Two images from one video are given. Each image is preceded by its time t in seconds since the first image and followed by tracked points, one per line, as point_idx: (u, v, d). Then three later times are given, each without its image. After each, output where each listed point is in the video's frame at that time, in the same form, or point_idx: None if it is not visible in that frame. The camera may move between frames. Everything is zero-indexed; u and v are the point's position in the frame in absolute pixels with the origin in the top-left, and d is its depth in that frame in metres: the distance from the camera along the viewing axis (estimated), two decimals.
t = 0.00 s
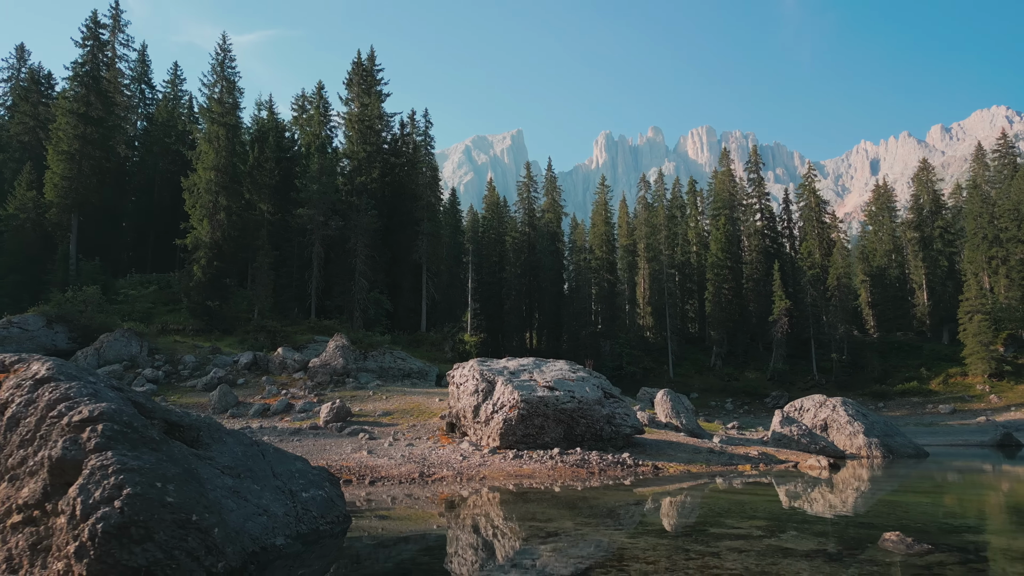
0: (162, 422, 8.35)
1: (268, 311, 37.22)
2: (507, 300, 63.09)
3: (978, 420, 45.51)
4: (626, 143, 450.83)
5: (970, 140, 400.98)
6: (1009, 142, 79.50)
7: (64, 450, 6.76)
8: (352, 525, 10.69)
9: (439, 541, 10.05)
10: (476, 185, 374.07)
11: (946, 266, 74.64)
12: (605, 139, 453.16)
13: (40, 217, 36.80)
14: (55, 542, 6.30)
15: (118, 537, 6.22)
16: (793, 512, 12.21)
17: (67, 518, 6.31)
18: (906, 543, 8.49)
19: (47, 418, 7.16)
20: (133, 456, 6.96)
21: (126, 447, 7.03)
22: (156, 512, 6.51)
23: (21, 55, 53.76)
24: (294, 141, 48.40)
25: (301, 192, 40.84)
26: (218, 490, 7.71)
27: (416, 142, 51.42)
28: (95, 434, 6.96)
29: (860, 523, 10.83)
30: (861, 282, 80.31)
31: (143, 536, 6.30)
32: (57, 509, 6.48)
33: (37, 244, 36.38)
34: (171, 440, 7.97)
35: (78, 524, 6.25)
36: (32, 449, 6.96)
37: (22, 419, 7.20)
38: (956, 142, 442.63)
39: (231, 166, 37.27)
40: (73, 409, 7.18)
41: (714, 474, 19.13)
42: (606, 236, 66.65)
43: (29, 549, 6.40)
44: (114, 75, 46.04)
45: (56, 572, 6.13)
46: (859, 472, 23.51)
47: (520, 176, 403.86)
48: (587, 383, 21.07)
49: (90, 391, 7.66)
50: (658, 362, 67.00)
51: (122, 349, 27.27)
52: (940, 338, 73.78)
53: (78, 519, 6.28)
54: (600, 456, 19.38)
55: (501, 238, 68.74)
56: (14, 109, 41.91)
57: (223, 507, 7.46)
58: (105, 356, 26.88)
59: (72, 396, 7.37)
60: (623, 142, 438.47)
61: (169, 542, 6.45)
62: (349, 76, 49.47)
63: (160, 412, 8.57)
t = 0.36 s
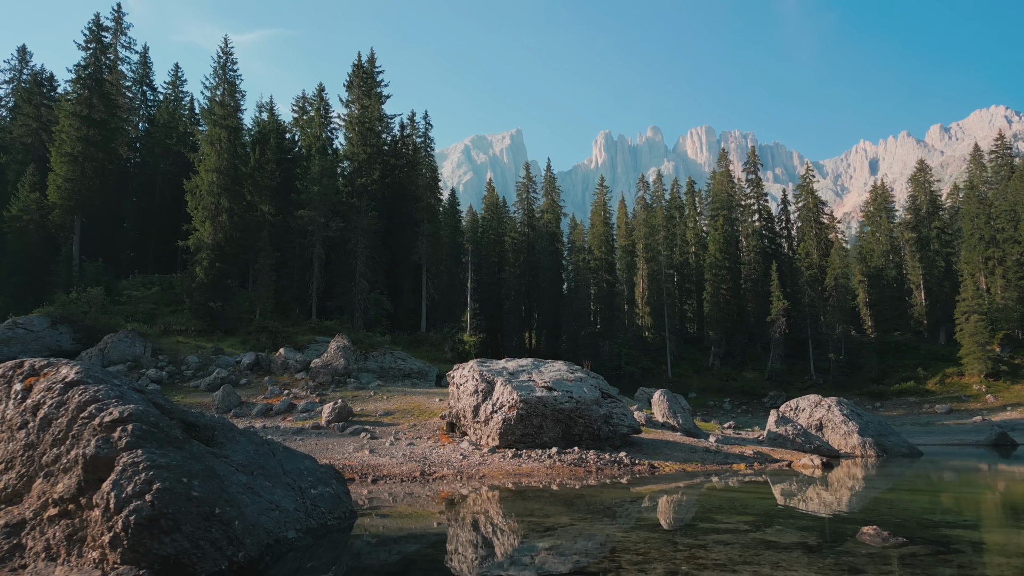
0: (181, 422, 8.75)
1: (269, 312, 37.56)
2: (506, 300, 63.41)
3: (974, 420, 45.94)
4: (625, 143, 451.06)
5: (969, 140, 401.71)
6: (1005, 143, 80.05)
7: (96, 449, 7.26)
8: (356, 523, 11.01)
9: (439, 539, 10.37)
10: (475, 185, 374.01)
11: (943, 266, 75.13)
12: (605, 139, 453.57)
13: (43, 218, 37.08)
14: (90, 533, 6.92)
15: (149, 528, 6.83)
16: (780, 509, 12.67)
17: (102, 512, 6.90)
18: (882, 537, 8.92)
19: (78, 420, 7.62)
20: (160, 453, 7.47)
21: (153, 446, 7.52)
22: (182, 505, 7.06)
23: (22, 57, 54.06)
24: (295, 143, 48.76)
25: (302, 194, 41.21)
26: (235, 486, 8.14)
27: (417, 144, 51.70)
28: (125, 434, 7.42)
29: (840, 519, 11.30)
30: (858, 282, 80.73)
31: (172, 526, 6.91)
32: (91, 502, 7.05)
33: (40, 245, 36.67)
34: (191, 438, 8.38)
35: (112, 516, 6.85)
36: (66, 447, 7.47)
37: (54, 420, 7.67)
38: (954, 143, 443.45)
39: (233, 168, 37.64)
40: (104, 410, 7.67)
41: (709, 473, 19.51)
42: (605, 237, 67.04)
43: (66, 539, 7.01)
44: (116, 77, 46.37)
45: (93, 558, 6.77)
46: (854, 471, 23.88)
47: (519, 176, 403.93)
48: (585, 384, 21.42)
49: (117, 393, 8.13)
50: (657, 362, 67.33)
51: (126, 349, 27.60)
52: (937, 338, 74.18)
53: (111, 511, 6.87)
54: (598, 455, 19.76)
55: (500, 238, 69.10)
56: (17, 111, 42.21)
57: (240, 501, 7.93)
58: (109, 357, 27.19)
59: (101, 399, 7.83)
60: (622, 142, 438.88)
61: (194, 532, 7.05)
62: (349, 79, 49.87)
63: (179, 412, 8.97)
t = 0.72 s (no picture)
0: (198, 421, 9.13)
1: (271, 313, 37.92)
2: (506, 300, 63.79)
3: (970, 419, 46.41)
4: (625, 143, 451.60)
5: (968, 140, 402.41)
6: (1002, 144, 80.51)
7: (126, 446, 7.66)
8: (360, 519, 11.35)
9: (440, 535, 10.75)
10: (475, 185, 374.29)
11: (940, 267, 75.62)
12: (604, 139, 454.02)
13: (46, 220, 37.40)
14: (121, 523, 7.34)
15: (177, 518, 7.27)
16: (770, 505, 13.12)
17: (133, 504, 7.32)
18: (860, 530, 9.41)
19: (107, 419, 7.99)
20: (184, 450, 7.88)
21: (177, 443, 7.91)
22: (206, 497, 7.48)
23: (24, 59, 54.50)
24: (295, 144, 49.14)
25: (303, 195, 41.56)
26: (251, 481, 8.54)
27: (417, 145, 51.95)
28: (152, 432, 7.81)
29: (828, 514, 11.74)
30: (856, 282, 81.19)
31: (199, 516, 7.35)
32: (122, 495, 7.46)
33: (44, 246, 37.02)
34: (209, 436, 8.77)
35: (142, 507, 7.28)
36: (95, 445, 7.86)
37: (83, 419, 8.04)
38: (953, 143, 444.51)
39: (235, 170, 38.00)
40: (131, 410, 8.05)
41: (705, 471, 19.93)
42: (604, 237, 67.43)
43: (98, 529, 7.42)
44: (118, 79, 46.71)
45: (125, 546, 7.20)
46: (848, 470, 24.28)
47: (518, 175, 404.26)
48: (583, 384, 21.78)
49: (140, 394, 8.51)
50: (656, 361, 67.73)
51: (130, 350, 27.94)
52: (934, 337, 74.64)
53: (142, 503, 7.30)
54: (595, 454, 20.15)
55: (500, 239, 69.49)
56: (21, 113, 42.55)
57: (257, 495, 8.32)
58: (113, 357, 27.52)
59: (126, 400, 8.21)
60: (621, 142, 439.16)
61: (219, 522, 7.48)
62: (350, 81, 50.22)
63: (196, 411, 9.33)
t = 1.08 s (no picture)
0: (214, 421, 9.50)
1: (273, 313, 38.30)
2: (505, 300, 64.10)
3: (967, 419, 46.82)
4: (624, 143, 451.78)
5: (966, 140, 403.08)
6: (999, 145, 80.89)
7: (153, 444, 8.06)
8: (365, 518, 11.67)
9: (442, 532, 11.13)
10: (474, 184, 374.16)
11: (937, 267, 76.06)
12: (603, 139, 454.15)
13: (50, 221, 37.73)
14: (149, 516, 7.75)
15: (201, 512, 7.69)
16: (760, 502, 13.58)
17: (160, 499, 7.74)
18: (841, 524, 9.90)
19: (133, 419, 8.38)
20: (206, 448, 8.27)
21: (199, 442, 8.31)
22: (228, 493, 7.91)
23: (27, 60, 54.86)
24: (296, 145, 49.49)
25: (305, 197, 41.90)
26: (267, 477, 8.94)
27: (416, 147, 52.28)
28: (177, 431, 8.22)
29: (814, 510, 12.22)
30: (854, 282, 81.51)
31: (222, 510, 7.79)
32: (150, 491, 7.86)
33: (48, 248, 37.34)
34: (226, 435, 9.16)
35: (169, 502, 7.70)
36: (122, 443, 8.24)
37: (109, 420, 8.42)
38: (951, 142, 444.47)
39: (237, 173, 38.39)
40: (156, 411, 8.44)
41: (700, 470, 20.31)
42: (603, 238, 67.80)
43: (126, 522, 7.82)
44: (120, 81, 47.03)
45: (153, 538, 7.62)
46: (843, 469, 24.65)
47: (518, 175, 404.25)
48: (581, 384, 22.15)
49: (163, 396, 8.90)
50: (654, 361, 68.11)
51: (134, 351, 28.30)
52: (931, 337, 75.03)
53: (169, 498, 7.72)
54: (594, 453, 20.53)
55: (499, 239, 69.88)
56: (24, 116, 42.87)
57: (272, 491, 8.71)
58: (118, 358, 27.87)
59: (150, 401, 8.60)
60: (620, 142, 439.31)
61: (240, 516, 7.93)
62: (351, 83, 50.60)
63: (213, 412, 9.70)
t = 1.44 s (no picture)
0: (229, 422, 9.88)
1: (274, 314, 38.67)
2: (504, 301, 64.41)
3: (963, 419, 47.27)
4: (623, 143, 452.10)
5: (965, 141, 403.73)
6: (996, 146, 81.27)
7: (176, 444, 8.47)
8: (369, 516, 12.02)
9: (443, 530, 11.48)
10: (474, 184, 374.37)
11: (934, 268, 76.44)
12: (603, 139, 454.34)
13: (53, 223, 38.07)
14: (173, 511, 8.18)
15: (222, 507, 8.15)
16: (751, 500, 14.08)
17: (183, 495, 8.16)
18: (825, 519, 10.53)
19: (155, 421, 8.78)
20: (226, 447, 8.70)
21: (219, 441, 8.73)
22: (246, 489, 8.33)
23: (28, 62, 55.21)
24: (297, 147, 49.81)
25: (306, 199, 42.24)
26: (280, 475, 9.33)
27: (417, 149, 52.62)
28: (199, 431, 8.63)
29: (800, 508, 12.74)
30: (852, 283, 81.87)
31: (242, 505, 8.24)
32: (173, 488, 8.29)
33: (51, 249, 37.69)
34: (242, 435, 9.55)
35: (192, 498, 8.13)
36: (146, 443, 8.64)
37: (133, 421, 8.82)
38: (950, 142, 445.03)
39: (239, 175, 38.75)
40: (177, 413, 8.84)
41: (697, 470, 20.68)
42: (602, 239, 68.20)
43: (151, 517, 8.26)
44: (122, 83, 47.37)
45: (178, 531, 8.05)
46: (838, 469, 25.03)
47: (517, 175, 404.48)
48: (580, 385, 22.52)
49: (182, 398, 9.29)
50: (653, 361, 68.52)
51: (138, 351, 28.63)
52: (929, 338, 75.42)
53: (191, 494, 8.14)
54: (592, 452, 20.91)
55: (498, 239, 70.26)
56: (27, 118, 43.24)
57: (285, 488, 9.13)
58: (122, 359, 28.23)
59: (172, 403, 9.00)
60: (619, 141, 440.01)
61: (258, 511, 8.36)
62: (352, 85, 50.97)
63: (228, 412, 10.09)
